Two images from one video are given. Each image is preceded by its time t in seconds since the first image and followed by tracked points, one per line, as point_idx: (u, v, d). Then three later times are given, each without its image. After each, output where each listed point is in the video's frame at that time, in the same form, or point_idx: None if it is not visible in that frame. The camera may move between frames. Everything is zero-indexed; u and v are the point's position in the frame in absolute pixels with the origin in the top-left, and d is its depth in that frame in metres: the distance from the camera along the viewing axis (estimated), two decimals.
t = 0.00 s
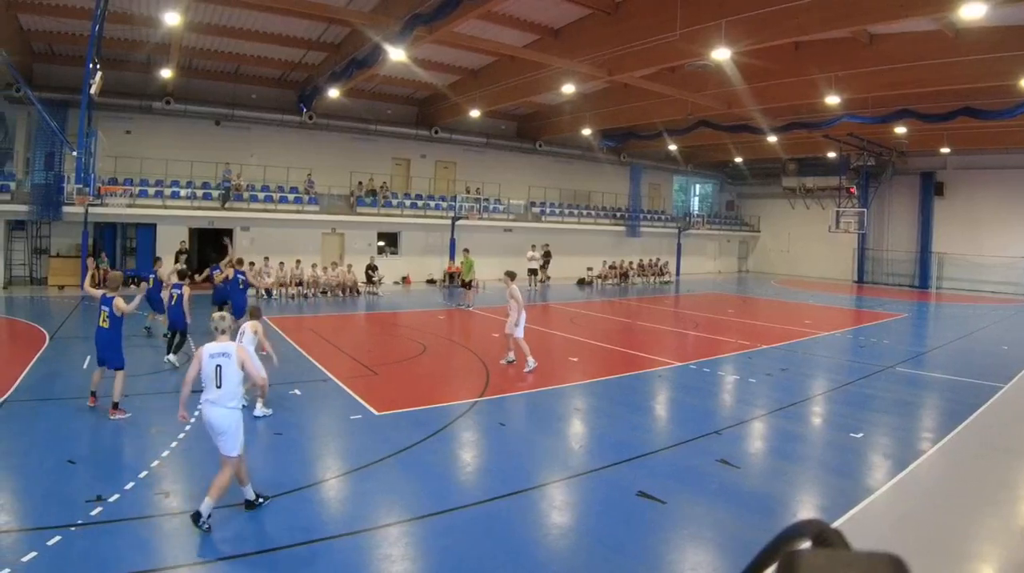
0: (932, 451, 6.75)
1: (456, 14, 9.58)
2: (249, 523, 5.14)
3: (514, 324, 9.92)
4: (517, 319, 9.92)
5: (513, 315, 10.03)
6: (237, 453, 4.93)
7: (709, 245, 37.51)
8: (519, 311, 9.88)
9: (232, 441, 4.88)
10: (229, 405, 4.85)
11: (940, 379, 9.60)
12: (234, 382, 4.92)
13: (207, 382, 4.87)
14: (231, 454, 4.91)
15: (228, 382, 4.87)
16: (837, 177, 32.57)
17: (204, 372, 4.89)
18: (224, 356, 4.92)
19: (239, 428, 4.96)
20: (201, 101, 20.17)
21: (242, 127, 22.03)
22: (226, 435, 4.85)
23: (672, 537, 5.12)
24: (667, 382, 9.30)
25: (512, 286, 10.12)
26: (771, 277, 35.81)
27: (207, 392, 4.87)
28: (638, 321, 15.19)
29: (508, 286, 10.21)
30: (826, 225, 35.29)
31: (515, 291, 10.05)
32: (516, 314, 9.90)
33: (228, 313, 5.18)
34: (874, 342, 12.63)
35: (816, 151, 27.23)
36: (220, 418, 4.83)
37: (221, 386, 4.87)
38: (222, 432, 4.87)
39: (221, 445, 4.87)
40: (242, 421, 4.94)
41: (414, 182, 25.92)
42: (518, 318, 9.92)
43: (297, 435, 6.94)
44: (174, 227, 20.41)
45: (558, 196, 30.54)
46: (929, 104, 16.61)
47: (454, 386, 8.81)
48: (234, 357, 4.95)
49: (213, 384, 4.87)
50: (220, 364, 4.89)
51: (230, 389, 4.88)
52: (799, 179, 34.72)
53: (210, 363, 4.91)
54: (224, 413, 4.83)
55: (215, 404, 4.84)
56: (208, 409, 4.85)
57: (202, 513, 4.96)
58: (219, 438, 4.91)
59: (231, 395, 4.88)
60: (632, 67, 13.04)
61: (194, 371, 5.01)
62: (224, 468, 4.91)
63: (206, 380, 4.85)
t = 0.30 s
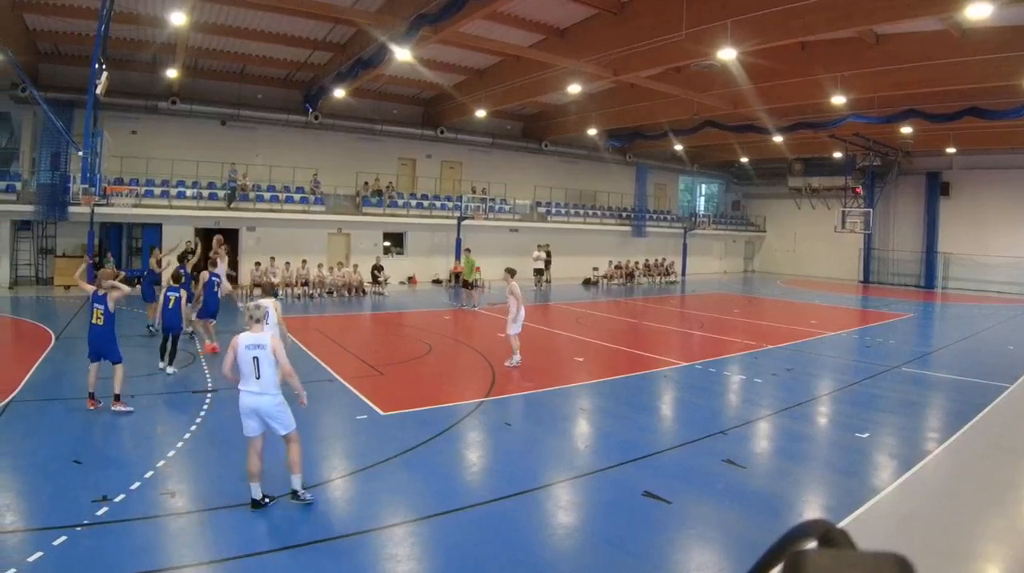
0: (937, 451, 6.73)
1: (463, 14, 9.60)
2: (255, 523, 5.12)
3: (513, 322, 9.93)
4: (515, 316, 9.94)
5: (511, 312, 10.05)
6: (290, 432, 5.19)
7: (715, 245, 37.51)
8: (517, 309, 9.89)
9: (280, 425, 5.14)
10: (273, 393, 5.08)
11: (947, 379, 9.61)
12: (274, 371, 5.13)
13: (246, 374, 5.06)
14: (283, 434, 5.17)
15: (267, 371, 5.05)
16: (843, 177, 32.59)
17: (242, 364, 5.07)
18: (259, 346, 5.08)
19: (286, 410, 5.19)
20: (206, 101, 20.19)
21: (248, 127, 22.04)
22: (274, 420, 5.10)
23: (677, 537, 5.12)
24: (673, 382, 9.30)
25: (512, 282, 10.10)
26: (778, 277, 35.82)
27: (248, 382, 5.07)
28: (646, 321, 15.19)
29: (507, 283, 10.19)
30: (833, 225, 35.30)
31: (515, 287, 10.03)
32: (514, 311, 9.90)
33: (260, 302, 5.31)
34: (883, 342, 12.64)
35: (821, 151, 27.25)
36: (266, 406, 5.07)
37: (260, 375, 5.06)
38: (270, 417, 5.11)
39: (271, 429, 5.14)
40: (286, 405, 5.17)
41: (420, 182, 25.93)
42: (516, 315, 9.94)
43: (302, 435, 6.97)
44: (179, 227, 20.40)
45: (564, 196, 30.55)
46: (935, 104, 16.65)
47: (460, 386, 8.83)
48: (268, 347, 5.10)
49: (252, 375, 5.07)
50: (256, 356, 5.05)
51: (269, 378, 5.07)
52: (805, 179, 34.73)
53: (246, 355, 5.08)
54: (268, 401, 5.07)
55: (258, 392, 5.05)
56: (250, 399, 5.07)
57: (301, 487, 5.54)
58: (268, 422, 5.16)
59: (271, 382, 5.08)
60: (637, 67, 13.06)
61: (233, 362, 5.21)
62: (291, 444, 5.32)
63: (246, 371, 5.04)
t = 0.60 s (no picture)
0: (937, 451, 6.73)
1: (463, 14, 9.60)
2: (256, 523, 5.12)
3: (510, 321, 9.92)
4: (513, 315, 9.92)
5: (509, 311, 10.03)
6: (321, 429, 5.43)
7: (715, 245, 37.52)
8: (515, 308, 9.87)
9: (312, 421, 5.37)
10: (309, 390, 5.31)
11: (947, 378, 9.61)
12: (310, 369, 5.35)
13: (282, 371, 5.25)
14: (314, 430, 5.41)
15: (305, 370, 5.27)
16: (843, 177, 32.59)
17: (280, 361, 5.26)
18: (298, 345, 5.28)
19: (318, 407, 5.43)
20: (206, 101, 20.19)
21: (248, 127, 22.04)
22: (307, 416, 5.34)
23: (678, 537, 5.12)
24: (673, 382, 9.31)
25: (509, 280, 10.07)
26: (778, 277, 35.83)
27: (285, 379, 5.26)
28: (646, 321, 15.18)
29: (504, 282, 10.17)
30: (833, 225, 35.29)
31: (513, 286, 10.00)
32: (512, 311, 9.89)
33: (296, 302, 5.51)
34: (883, 342, 12.64)
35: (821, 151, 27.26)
36: (301, 402, 5.30)
37: (298, 373, 5.28)
38: (303, 413, 5.34)
39: (303, 424, 5.37)
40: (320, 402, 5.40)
41: (420, 182, 25.94)
42: (513, 314, 9.91)
43: (302, 435, 7.00)
44: (179, 227, 20.41)
45: (563, 196, 30.56)
46: (935, 104, 16.66)
47: (460, 386, 8.83)
48: (306, 347, 5.30)
49: (289, 373, 5.26)
50: (295, 354, 5.26)
51: (306, 376, 5.29)
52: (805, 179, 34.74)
53: (284, 353, 5.27)
54: (304, 397, 5.30)
55: (295, 389, 5.28)
56: (285, 395, 5.27)
57: (334, 474, 5.87)
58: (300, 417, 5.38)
59: (307, 380, 5.30)
60: (638, 67, 13.06)
61: (268, 358, 5.40)
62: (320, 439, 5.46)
63: (284, 368, 5.23)
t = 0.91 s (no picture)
0: (937, 451, 6.73)
1: (463, 14, 9.60)
2: (257, 523, 5.13)
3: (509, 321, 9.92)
4: (512, 314, 9.93)
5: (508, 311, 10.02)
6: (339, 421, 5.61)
7: (715, 245, 37.51)
8: (514, 308, 9.87)
9: (332, 412, 5.58)
10: (332, 381, 5.59)
11: (947, 378, 9.61)
12: (335, 361, 5.67)
13: (309, 361, 5.57)
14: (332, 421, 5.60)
15: (330, 360, 5.59)
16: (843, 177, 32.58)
17: (306, 352, 5.58)
18: (324, 338, 5.65)
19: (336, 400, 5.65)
20: (206, 101, 20.18)
21: (248, 126, 22.04)
22: (328, 406, 5.56)
23: (678, 537, 5.11)
24: (673, 382, 9.31)
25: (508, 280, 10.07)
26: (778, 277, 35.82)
27: (310, 369, 5.56)
28: (646, 320, 15.19)
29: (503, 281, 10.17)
30: (833, 225, 35.29)
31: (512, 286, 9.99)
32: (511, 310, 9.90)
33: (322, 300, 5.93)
34: (882, 342, 12.64)
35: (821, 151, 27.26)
36: (323, 392, 5.56)
37: (323, 364, 5.59)
38: (323, 403, 5.58)
39: (323, 414, 5.59)
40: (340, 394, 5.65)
41: (420, 182, 25.94)
42: (513, 313, 9.91)
43: (304, 435, 7.02)
44: (179, 227, 20.40)
45: (563, 196, 30.56)
46: (935, 104, 16.65)
47: (460, 386, 8.83)
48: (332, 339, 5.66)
49: (315, 363, 5.58)
50: (321, 345, 5.61)
51: (331, 367, 5.60)
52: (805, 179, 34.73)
53: (311, 344, 5.61)
54: (326, 387, 5.56)
55: (319, 379, 5.56)
56: (309, 385, 5.56)
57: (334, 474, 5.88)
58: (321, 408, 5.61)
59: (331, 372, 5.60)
60: (638, 67, 13.06)
61: (295, 351, 5.73)
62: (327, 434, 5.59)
63: (310, 359, 5.56)
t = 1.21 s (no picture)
0: (937, 451, 6.73)
1: (463, 14, 9.60)
2: (258, 522, 5.13)
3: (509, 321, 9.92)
4: (512, 314, 9.93)
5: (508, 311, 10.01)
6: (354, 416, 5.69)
7: (715, 245, 37.50)
8: (514, 308, 9.86)
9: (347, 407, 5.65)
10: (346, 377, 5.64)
11: (947, 378, 9.61)
12: (348, 358, 5.72)
13: (322, 359, 5.61)
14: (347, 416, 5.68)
15: (343, 358, 5.63)
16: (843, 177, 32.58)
17: (319, 350, 5.63)
18: (336, 336, 5.69)
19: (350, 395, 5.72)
20: (206, 101, 20.18)
21: (248, 126, 22.04)
22: (342, 402, 5.62)
23: (677, 537, 5.12)
24: (673, 382, 9.31)
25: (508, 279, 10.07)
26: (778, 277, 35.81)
27: (323, 367, 5.61)
28: (646, 320, 15.19)
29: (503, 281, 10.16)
30: (833, 225, 35.28)
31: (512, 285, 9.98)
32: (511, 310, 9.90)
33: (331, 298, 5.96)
34: (883, 342, 12.64)
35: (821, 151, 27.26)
36: (337, 388, 5.61)
37: (336, 361, 5.64)
38: (337, 399, 5.64)
39: (338, 409, 5.65)
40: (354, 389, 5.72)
41: (420, 182, 25.94)
42: (513, 313, 9.91)
43: (304, 436, 7.02)
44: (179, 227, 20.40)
45: (563, 196, 30.56)
46: (935, 104, 16.65)
47: (460, 386, 8.83)
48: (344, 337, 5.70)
49: (328, 361, 5.63)
50: (334, 343, 5.65)
51: (344, 364, 5.64)
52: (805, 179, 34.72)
53: (324, 343, 5.65)
54: (340, 383, 5.62)
55: (334, 375, 5.62)
56: (324, 381, 5.61)
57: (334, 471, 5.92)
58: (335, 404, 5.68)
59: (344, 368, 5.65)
60: (638, 67, 13.06)
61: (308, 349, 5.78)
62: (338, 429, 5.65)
63: (324, 356, 5.60)
